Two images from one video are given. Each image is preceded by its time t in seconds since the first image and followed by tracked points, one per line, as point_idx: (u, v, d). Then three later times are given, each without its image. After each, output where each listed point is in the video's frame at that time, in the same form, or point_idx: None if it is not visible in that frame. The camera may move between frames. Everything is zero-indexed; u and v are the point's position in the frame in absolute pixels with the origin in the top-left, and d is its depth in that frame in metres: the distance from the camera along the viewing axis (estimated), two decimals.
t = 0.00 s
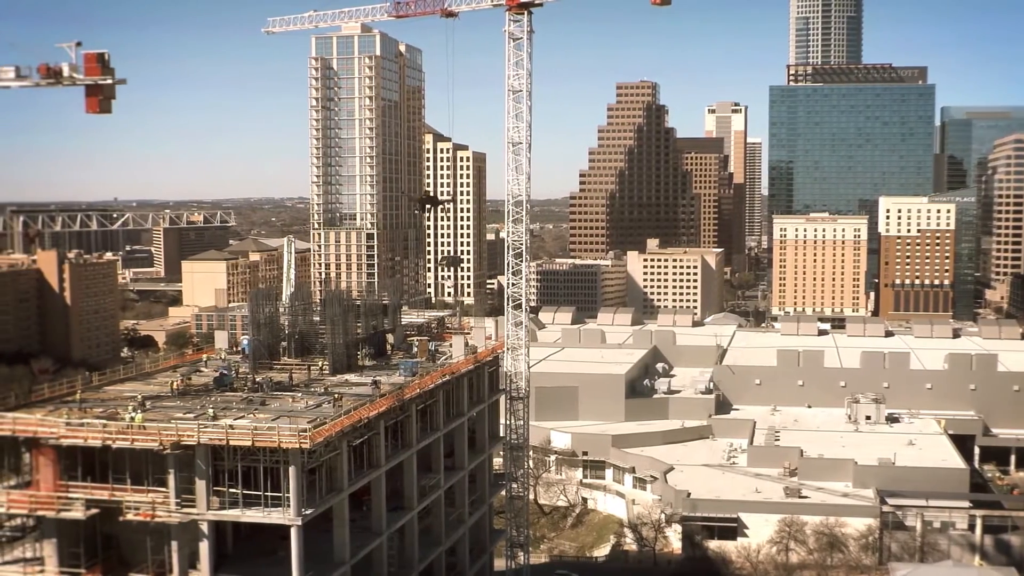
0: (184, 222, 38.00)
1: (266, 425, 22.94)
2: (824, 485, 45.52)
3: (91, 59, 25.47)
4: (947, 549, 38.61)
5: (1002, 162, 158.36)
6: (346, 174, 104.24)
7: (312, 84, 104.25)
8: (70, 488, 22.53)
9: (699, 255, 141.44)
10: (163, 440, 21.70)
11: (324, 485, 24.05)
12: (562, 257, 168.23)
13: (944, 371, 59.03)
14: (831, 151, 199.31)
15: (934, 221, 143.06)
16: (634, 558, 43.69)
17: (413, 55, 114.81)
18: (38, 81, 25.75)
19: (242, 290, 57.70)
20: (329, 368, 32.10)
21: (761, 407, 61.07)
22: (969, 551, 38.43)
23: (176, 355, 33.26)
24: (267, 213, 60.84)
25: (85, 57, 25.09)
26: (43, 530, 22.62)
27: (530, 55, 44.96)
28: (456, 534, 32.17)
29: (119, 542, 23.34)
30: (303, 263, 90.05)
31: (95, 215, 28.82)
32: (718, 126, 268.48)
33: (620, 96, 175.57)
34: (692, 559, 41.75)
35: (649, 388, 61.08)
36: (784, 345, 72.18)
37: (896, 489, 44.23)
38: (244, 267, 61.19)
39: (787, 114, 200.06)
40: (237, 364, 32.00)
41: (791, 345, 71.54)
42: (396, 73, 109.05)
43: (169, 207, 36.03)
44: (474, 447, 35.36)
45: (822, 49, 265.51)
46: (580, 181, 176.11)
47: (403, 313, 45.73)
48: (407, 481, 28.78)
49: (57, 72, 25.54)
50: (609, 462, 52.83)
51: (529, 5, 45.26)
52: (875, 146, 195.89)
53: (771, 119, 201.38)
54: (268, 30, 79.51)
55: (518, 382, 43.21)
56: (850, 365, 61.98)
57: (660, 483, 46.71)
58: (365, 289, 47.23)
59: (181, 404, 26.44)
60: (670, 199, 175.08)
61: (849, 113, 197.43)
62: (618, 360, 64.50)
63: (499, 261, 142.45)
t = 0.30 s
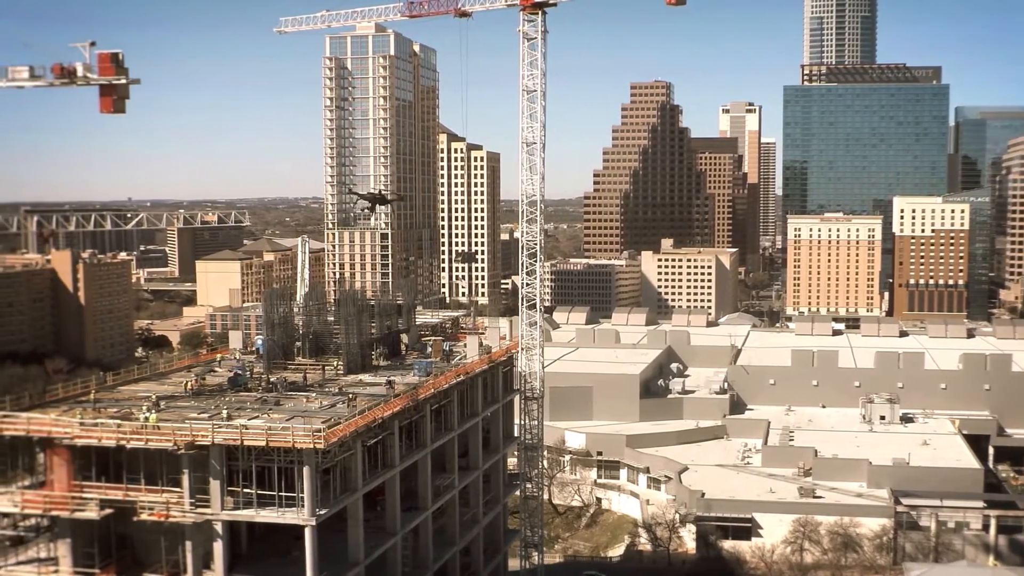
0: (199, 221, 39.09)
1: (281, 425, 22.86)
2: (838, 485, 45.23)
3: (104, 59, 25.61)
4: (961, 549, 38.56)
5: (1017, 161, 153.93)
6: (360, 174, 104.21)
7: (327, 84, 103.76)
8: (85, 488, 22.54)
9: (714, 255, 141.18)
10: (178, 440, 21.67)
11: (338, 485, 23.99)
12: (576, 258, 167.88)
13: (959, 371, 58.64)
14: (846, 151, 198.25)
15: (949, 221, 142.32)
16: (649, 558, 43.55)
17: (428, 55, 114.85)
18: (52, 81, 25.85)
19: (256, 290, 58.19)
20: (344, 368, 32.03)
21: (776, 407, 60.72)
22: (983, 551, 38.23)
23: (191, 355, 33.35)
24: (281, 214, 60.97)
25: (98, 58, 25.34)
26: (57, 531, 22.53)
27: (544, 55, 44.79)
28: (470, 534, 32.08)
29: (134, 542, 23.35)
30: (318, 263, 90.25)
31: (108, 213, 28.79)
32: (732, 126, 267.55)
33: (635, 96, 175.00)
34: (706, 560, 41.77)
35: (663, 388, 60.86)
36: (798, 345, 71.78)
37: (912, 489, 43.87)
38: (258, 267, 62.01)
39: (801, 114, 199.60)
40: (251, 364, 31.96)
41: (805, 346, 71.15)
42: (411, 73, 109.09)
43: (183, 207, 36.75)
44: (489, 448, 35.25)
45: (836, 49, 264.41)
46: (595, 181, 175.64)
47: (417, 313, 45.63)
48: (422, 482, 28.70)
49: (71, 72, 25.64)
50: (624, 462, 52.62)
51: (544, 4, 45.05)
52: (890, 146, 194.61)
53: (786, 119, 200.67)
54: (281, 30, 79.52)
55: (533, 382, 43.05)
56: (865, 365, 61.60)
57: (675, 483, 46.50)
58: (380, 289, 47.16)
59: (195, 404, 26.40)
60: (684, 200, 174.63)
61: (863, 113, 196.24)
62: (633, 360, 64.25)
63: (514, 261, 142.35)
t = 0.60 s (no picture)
0: (213, 223, 40.64)
1: (294, 425, 22.79)
2: (851, 486, 44.91)
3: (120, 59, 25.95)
4: (975, 550, 38.79)
5: None
6: (374, 174, 104.35)
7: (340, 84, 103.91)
8: (98, 488, 22.50)
9: (727, 255, 140.82)
10: (191, 440, 21.60)
11: (351, 485, 23.91)
12: (590, 257, 167.40)
13: (973, 371, 58.35)
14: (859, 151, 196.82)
15: (962, 221, 141.33)
16: (663, 559, 43.38)
17: (441, 55, 114.91)
18: (66, 81, 25.98)
19: (270, 290, 58.34)
20: (357, 368, 31.96)
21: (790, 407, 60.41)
22: (998, 552, 38.45)
23: (205, 355, 33.36)
24: (295, 214, 61.11)
25: (113, 58, 25.52)
26: (71, 531, 22.58)
27: (559, 55, 44.67)
28: (484, 533, 31.97)
29: (148, 542, 23.27)
30: (331, 263, 90.35)
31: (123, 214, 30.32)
32: (746, 126, 266.68)
33: (648, 96, 174.60)
34: (721, 559, 41.56)
35: (677, 388, 60.68)
36: (812, 345, 71.47)
37: (927, 490, 43.51)
38: (271, 268, 62.69)
39: (815, 113, 198.47)
40: (265, 364, 31.94)
41: (819, 346, 70.82)
42: (424, 73, 109.11)
43: (196, 208, 38.16)
44: (502, 447, 35.17)
45: (851, 49, 263.21)
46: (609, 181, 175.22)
47: (431, 313, 45.55)
48: (435, 482, 28.59)
49: (87, 72, 25.89)
50: (638, 462, 52.40)
51: (558, 5, 44.89)
52: (903, 145, 193.37)
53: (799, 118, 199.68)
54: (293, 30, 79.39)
55: (547, 382, 42.85)
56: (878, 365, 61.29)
57: (688, 483, 46.27)
58: (393, 289, 47.06)
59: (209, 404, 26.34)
60: (698, 200, 174.30)
61: (876, 114, 194.44)
62: (647, 360, 64.03)
63: (527, 261, 142.13)
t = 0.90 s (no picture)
0: (226, 223, 41.14)
1: (308, 425, 22.75)
2: (864, 486, 44.58)
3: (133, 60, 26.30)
4: (988, 549, 38.31)
5: None
6: (388, 174, 104.31)
7: (355, 84, 103.83)
8: (112, 488, 22.47)
9: (741, 255, 140.54)
10: (205, 440, 21.52)
11: (365, 485, 23.84)
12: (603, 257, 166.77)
13: (987, 371, 58.07)
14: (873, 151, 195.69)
15: (976, 221, 140.45)
16: (677, 558, 43.18)
17: (455, 55, 114.86)
18: (78, 82, 26.02)
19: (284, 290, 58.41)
20: (371, 368, 31.89)
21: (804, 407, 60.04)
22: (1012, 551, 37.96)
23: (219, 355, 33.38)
24: (309, 214, 61.17)
25: (127, 59, 26.01)
26: (85, 530, 22.62)
27: (573, 55, 44.51)
28: (498, 534, 31.87)
29: (161, 542, 23.23)
30: (345, 263, 90.45)
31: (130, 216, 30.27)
32: (760, 126, 265.72)
33: (662, 96, 174.14)
34: (734, 560, 41.30)
35: (691, 388, 60.47)
36: (826, 345, 71.13)
37: (939, 490, 43.26)
38: (285, 267, 63.11)
39: (828, 114, 197.26)
40: (279, 364, 31.93)
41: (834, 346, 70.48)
42: (438, 73, 108.99)
43: (210, 208, 38.62)
44: (516, 448, 35.06)
45: (864, 48, 262.06)
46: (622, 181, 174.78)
47: (445, 313, 45.48)
48: (449, 482, 28.51)
49: (100, 72, 26.09)
50: (651, 462, 52.17)
51: (572, 4, 44.66)
52: (916, 146, 192.33)
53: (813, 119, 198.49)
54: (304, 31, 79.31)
55: (560, 382, 42.63)
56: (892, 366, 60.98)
57: (702, 483, 46.01)
58: (407, 289, 46.99)
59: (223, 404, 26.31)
60: (712, 200, 173.84)
61: (890, 114, 193.46)
62: (661, 360, 63.81)
63: (541, 261, 141.89)
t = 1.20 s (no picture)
0: (240, 223, 41.64)
1: (321, 425, 22.68)
2: (878, 486, 44.30)
3: (146, 60, 26.49)
4: (1003, 549, 38.24)
5: None
6: (401, 174, 104.22)
7: (368, 84, 103.84)
8: (125, 488, 22.48)
9: (754, 255, 140.08)
10: (218, 441, 21.48)
11: (379, 485, 23.77)
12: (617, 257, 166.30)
13: (1000, 371, 57.77)
14: (886, 151, 194.29)
15: (989, 221, 139.57)
16: (690, 559, 42.96)
17: (468, 54, 114.85)
18: (91, 81, 26.12)
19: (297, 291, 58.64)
20: (385, 368, 31.83)
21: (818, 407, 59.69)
22: None
23: (232, 355, 33.40)
24: (322, 215, 61.31)
25: (140, 58, 26.11)
26: (98, 531, 22.69)
27: (586, 55, 44.36)
28: (511, 534, 31.77)
29: (175, 542, 23.20)
30: (358, 263, 90.55)
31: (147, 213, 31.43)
32: (773, 126, 264.87)
33: (676, 96, 173.73)
34: (747, 560, 41.22)
35: (704, 388, 60.25)
36: (840, 345, 70.75)
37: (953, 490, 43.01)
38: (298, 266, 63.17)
39: (842, 113, 196.34)
40: (293, 363, 31.94)
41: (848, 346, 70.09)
42: (451, 73, 108.90)
43: (223, 208, 38.91)
44: (530, 448, 34.97)
45: (878, 48, 260.75)
46: (636, 181, 174.19)
47: (458, 313, 45.36)
48: (462, 481, 28.41)
49: (114, 72, 26.25)
50: (665, 462, 51.94)
51: (585, 4, 44.48)
52: (930, 146, 191.01)
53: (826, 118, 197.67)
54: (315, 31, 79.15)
55: (574, 382, 42.44)
56: (905, 365, 60.62)
57: (716, 483, 45.79)
58: (421, 289, 46.89)
59: (236, 404, 26.29)
60: (725, 200, 173.30)
61: (904, 114, 192.40)
62: (674, 360, 63.58)
63: (554, 261, 141.58)
